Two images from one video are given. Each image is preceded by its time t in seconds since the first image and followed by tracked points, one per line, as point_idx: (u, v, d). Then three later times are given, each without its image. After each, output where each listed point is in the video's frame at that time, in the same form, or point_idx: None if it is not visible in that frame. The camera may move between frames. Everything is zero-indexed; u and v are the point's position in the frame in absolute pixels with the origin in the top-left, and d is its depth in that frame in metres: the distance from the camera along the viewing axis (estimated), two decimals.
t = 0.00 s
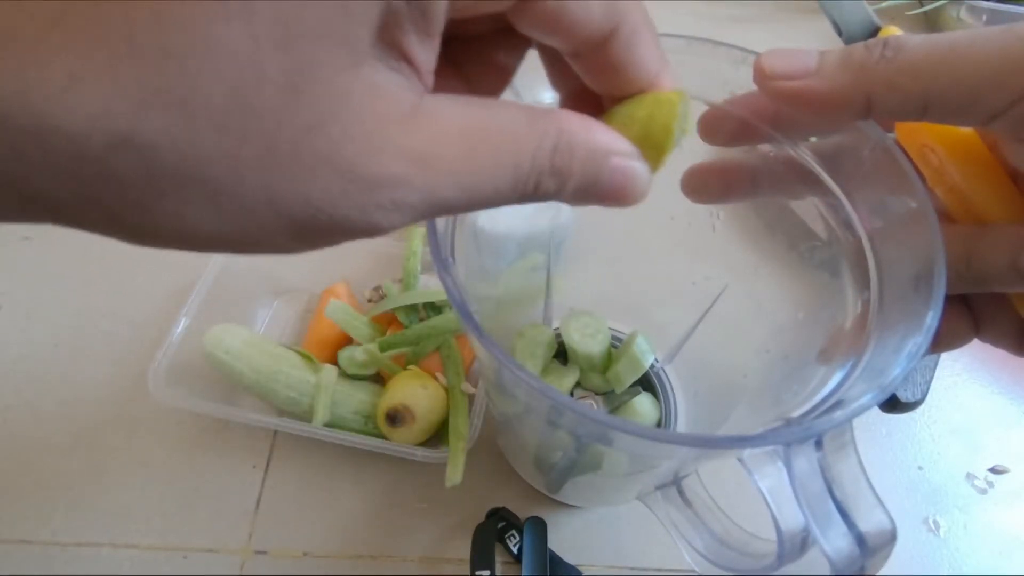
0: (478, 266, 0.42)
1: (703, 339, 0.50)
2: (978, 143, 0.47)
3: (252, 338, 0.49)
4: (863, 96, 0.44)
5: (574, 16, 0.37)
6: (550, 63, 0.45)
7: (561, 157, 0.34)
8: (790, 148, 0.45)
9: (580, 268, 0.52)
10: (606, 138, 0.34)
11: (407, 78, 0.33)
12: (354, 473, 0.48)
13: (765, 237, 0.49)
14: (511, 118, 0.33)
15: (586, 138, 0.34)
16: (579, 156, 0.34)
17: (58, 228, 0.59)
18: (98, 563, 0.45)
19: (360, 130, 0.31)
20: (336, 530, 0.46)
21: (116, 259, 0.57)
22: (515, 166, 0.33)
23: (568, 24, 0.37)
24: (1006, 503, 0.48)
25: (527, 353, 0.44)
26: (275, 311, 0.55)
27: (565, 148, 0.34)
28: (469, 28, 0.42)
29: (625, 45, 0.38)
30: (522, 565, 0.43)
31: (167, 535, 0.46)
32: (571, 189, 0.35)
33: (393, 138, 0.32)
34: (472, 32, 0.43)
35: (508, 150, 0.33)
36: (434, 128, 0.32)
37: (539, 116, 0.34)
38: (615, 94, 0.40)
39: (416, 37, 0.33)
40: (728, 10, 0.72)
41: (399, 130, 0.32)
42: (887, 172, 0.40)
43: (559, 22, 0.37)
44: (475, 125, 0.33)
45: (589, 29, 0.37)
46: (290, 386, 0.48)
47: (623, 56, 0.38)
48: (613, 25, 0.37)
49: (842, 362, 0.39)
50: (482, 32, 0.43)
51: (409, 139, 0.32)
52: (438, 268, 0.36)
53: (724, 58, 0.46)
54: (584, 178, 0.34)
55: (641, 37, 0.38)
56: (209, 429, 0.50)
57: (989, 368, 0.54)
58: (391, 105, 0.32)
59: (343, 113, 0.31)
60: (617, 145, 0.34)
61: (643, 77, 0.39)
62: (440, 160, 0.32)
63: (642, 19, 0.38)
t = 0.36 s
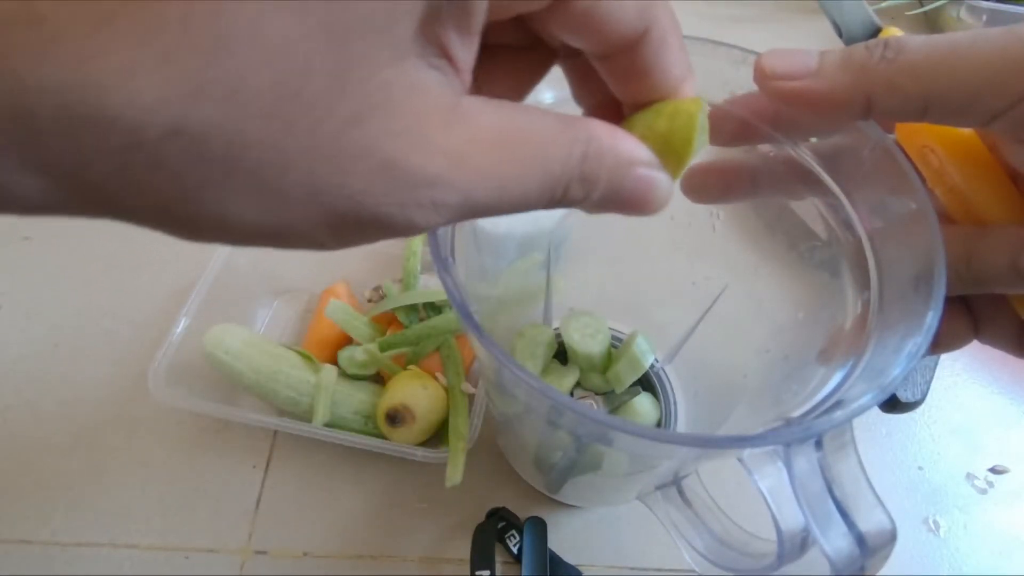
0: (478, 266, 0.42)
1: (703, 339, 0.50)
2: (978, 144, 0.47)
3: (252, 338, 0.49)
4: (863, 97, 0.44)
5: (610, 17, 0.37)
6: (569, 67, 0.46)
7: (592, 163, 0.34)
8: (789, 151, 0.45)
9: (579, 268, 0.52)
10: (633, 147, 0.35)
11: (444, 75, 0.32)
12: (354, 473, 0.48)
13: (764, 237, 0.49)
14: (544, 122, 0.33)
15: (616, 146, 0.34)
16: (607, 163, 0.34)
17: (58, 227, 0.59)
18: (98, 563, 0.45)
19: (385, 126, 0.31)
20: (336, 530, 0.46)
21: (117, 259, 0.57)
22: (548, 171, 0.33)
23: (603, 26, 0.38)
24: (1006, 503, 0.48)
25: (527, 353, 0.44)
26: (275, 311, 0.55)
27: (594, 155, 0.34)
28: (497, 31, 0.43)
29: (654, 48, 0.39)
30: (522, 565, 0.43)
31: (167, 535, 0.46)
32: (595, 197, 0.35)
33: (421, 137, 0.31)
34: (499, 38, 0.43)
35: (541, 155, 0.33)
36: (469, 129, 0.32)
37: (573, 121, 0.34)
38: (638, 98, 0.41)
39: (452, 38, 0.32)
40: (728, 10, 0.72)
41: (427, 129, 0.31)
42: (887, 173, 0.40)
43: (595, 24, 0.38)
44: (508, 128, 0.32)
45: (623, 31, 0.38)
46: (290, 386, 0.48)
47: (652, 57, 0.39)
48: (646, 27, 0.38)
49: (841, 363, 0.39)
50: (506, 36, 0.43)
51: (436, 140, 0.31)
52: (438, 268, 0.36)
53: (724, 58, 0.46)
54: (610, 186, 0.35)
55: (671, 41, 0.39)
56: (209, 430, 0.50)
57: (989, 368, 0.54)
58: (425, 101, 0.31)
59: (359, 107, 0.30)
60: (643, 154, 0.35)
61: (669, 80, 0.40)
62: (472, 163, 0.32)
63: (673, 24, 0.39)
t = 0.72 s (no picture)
0: (478, 267, 0.42)
1: (703, 339, 0.50)
2: (977, 145, 0.47)
3: (252, 338, 0.49)
4: (863, 100, 0.44)
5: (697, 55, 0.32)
6: (654, 82, 0.41)
7: (679, 182, 0.31)
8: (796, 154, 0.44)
9: (579, 268, 0.52)
10: (719, 168, 0.32)
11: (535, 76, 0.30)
12: (354, 473, 0.48)
13: (764, 237, 0.48)
14: (633, 134, 0.30)
15: (705, 163, 0.31)
16: (693, 181, 0.31)
17: (57, 227, 0.59)
18: (98, 563, 0.45)
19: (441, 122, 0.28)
20: (336, 530, 0.46)
21: (117, 259, 0.57)
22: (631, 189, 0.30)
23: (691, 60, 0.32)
24: (1006, 503, 0.48)
25: (527, 352, 0.44)
26: (275, 310, 0.55)
27: (682, 171, 0.31)
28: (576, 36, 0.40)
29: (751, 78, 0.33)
30: (522, 565, 0.43)
31: (167, 535, 0.46)
32: (679, 215, 0.32)
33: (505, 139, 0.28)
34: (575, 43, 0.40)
35: (628, 170, 0.30)
36: (556, 137, 0.29)
37: (662, 135, 0.31)
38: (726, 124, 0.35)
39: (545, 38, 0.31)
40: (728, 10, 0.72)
41: (512, 131, 0.29)
42: (888, 173, 0.40)
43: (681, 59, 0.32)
44: (595, 140, 0.30)
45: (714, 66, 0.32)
46: (290, 386, 0.48)
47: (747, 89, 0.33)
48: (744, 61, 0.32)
49: (841, 363, 0.39)
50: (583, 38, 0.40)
51: (516, 149, 0.29)
52: (438, 269, 0.36)
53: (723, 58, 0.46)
54: (693, 205, 0.32)
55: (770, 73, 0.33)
56: (209, 430, 0.50)
57: (989, 368, 0.54)
58: (519, 101, 0.29)
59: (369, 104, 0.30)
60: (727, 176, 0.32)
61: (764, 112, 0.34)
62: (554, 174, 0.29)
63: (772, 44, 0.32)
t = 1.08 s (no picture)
0: (478, 267, 0.42)
1: (703, 339, 0.50)
2: (976, 146, 0.47)
3: (252, 338, 0.49)
4: (863, 101, 0.44)
5: (703, 13, 0.35)
6: (649, 61, 0.44)
7: (697, 144, 0.32)
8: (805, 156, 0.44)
9: (579, 268, 0.52)
10: (733, 126, 0.33)
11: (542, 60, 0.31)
12: (354, 474, 0.48)
13: (765, 237, 0.49)
14: (642, 105, 0.32)
15: (717, 125, 0.32)
16: (710, 142, 0.32)
17: (57, 227, 0.59)
18: (97, 563, 0.45)
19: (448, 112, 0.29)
20: (336, 530, 0.46)
21: (118, 259, 0.57)
22: (650, 153, 0.31)
23: (696, 20, 0.35)
24: (1006, 503, 0.48)
25: (527, 353, 0.44)
26: (275, 311, 0.55)
27: (697, 135, 0.32)
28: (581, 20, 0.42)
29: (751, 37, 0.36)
30: (522, 565, 0.43)
31: (167, 535, 0.46)
32: (696, 180, 0.33)
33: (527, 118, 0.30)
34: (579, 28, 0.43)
35: (645, 138, 0.31)
36: (574, 108, 0.31)
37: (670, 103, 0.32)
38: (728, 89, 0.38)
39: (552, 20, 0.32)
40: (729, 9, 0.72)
41: (531, 110, 0.30)
42: (888, 173, 0.40)
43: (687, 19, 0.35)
44: (608, 111, 0.31)
45: (718, 25, 0.35)
46: (290, 386, 0.48)
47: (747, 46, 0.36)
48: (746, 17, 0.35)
49: (840, 364, 0.39)
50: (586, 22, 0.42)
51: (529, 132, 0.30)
52: (438, 269, 0.36)
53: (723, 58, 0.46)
54: (713, 165, 0.33)
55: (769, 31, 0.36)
56: (209, 430, 0.50)
57: (989, 370, 0.54)
58: (533, 82, 0.30)
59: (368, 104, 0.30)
60: (741, 132, 0.33)
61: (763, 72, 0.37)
62: (581, 145, 0.30)
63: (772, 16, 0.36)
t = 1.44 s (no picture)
0: (478, 267, 0.42)
1: (702, 339, 0.50)
2: (977, 146, 0.47)
3: (252, 338, 0.49)
4: (863, 101, 0.43)
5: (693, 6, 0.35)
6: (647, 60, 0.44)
7: (693, 138, 0.32)
8: (805, 157, 0.44)
9: (579, 267, 0.52)
10: (731, 119, 0.33)
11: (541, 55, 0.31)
12: (354, 474, 0.48)
13: (765, 237, 0.49)
14: (636, 99, 0.32)
15: (714, 117, 0.32)
16: (705, 135, 0.32)
17: (58, 227, 0.59)
18: (96, 563, 0.45)
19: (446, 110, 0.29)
20: (336, 531, 0.46)
21: (118, 259, 0.57)
22: (645, 146, 0.31)
23: (684, 10, 0.35)
24: (1006, 503, 0.48)
25: (527, 353, 0.44)
26: (275, 311, 0.55)
27: (693, 129, 0.32)
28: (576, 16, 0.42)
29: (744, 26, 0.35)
30: (522, 565, 0.43)
31: (167, 535, 0.46)
32: (695, 174, 0.33)
33: (518, 116, 0.30)
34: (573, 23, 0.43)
35: (641, 133, 0.31)
36: (568, 106, 0.31)
37: (666, 95, 0.32)
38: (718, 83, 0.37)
39: (545, 12, 0.31)
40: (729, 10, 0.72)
41: (522, 107, 0.30)
42: (888, 174, 0.40)
43: (676, 8, 0.35)
44: (601, 106, 0.31)
45: (707, 15, 0.35)
46: (290, 386, 0.48)
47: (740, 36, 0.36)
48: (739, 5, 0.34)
49: (840, 364, 0.39)
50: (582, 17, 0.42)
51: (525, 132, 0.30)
52: (438, 268, 0.36)
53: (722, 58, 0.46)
54: (711, 158, 0.33)
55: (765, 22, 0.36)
56: (209, 430, 0.50)
57: (989, 370, 0.54)
58: (525, 80, 0.30)
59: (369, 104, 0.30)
60: (740, 125, 0.33)
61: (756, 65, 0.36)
62: (574, 140, 0.31)
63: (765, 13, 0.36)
